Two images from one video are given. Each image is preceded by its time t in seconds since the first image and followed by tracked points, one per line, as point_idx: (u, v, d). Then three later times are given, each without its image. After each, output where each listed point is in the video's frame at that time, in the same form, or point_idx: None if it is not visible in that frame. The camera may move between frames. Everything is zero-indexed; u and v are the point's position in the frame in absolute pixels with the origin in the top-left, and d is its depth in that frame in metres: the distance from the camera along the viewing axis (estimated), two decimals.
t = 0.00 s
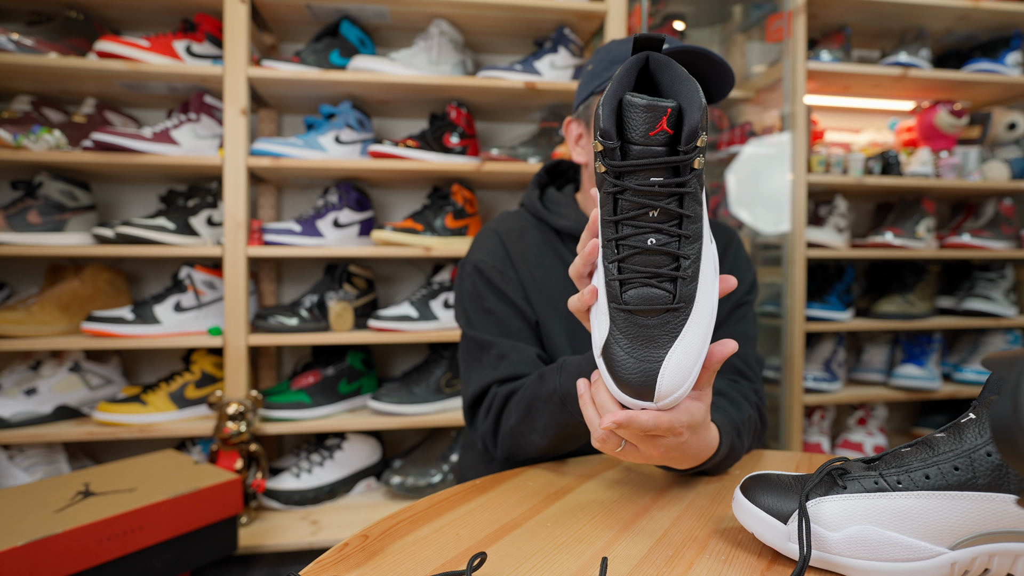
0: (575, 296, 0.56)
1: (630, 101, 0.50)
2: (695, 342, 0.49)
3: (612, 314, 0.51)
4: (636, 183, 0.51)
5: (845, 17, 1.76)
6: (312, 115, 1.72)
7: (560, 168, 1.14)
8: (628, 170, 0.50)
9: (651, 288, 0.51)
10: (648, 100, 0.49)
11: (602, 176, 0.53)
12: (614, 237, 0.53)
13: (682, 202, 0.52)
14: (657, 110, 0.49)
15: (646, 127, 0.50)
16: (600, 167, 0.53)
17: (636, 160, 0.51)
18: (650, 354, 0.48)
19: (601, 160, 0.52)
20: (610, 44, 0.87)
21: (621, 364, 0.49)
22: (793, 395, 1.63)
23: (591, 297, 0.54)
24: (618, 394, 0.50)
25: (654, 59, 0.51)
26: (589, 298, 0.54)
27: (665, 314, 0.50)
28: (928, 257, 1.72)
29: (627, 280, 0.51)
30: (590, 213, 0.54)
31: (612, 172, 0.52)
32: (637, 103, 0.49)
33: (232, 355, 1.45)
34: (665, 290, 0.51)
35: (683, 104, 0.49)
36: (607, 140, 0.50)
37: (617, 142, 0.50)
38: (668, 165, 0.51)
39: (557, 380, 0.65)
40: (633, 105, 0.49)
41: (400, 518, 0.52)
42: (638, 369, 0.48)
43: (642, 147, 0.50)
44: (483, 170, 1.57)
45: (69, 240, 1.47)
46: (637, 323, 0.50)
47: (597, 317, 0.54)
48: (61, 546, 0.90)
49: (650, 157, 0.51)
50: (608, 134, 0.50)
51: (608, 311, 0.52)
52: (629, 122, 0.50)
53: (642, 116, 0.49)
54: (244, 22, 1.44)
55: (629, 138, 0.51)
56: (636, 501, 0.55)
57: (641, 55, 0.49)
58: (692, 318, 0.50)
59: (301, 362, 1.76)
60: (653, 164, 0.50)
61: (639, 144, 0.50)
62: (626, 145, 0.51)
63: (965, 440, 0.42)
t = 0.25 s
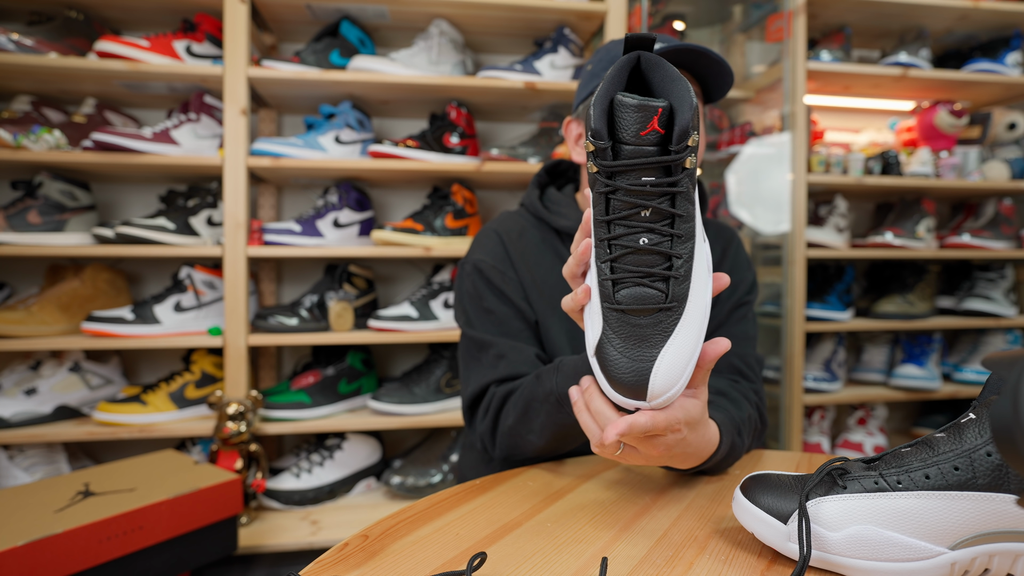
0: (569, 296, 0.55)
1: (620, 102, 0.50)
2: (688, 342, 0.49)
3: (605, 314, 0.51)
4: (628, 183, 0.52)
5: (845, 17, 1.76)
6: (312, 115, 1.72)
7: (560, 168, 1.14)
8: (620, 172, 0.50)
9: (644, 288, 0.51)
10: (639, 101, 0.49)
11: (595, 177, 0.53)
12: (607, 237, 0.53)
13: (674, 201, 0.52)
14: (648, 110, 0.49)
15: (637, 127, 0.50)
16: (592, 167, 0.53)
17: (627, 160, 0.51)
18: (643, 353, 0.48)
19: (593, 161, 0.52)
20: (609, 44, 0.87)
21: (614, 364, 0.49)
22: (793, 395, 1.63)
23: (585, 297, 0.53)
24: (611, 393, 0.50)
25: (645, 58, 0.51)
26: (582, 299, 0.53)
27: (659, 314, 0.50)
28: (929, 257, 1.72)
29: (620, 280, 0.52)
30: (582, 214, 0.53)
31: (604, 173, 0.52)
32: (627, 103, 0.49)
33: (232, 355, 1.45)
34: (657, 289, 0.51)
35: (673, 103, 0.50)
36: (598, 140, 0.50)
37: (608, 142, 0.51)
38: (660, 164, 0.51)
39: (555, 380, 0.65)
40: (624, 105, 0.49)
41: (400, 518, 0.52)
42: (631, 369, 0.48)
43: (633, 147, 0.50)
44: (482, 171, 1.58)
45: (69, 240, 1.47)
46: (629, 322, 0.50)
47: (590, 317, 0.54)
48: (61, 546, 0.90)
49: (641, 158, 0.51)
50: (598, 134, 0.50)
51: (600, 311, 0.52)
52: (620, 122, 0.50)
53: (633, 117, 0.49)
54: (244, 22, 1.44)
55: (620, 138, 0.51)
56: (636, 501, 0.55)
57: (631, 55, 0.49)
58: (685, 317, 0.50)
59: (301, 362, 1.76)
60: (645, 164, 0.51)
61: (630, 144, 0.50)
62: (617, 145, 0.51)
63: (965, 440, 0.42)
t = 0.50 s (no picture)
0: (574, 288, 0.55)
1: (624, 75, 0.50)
2: (705, 329, 0.48)
3: (614, 302, 0.51)
4: (633, 160, 0.52)
5: (845, 17, 1.76)
6: (312, 115, 1.72)
7: (562, 165, 1.13)
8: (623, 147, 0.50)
9: (654, 273, 0.51)
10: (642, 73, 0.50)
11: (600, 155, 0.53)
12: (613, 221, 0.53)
13: (684, 178, 0.53)
14: (653, 80, 0.50)
15: (642, 99, 0.50)
16: (596, 146, 0.53)
17: (633, 135, 0.51)
18: (657, 344, 0.47)
19: (596, 138, 0.53)
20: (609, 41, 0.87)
21: (625, 354, 0.47)
22: (793, 395, 1.63)
23: (592, 286, 0.52)
24: (624, 389, 0.47)
25: (648, 31, 0.52)
26: (589, 289, 0.53)
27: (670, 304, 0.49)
28: (928, 257, 1.72)
29: (629, 266, 0.51)
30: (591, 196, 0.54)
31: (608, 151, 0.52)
32: (631, 75, 0.50)
33: (232, 354, 1.45)
34: (669, 275, 0.51)
35: (679, 74, 0.50)
36: (600, 115, 0.51)
37: (612, 117, 0.51)
38: (666, 139, 0.52)
39: (561, 381, 0.64)
40: (627, 77, 0.50)
41: (400, 517, 0.52)
42: (644, 360, 0.46)
43: (638, 121, 0.51)
44: (483, 171, 1.58)
45: (69, 240, 1.47)
46: (640, 311, 0.49)
47: (598, 307, 0.53)
48: (61, 546, 0.90)
49: (647, 132, 0.51)
50: (601, 108, 0.50)
51: (608, 300, 0.51)
52: (624, 96, 0.51)
53: (636, 89, 0.50)
54: (244, 22, 1.44)
55: (624, 112, 0.51)
56: (636, 501, 0.55)
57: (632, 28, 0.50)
58: (698, 303, 0.50)
59: (301, 362, 1.76)
60: (651, 138, 0.51)
61: (635, 118, 0.51)
62: (621, 120, 0.51)
63: (965, 441, 0.42)
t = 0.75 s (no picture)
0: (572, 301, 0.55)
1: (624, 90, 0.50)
2: (703, 349, 0.49)
3: (611, 319, 0.51)
4: (632, 176, 0.52)
5: (845, 17, 1.76)
6: (312, 115, 1.72)
7: (563, 165, 1.13)
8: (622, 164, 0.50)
9: (653, 291, 0.51)
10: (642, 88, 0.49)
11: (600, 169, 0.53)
12: (612, 237, 0.53)
13: (684, 195, 0.53)
14: (654, 95, 0.49)
15: (642, 114, 0.50)
16: (595, 160, 0.53)
17: (633, 150, 0.51)
18: (655, 363, 0.47)
19: (596, 152, 0.53)
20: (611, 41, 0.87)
21: (621, 373, 0.48)
22: (793, 395, 1.63)
23: (589, 301, 0.53)
24: (621, 406, 0.48)
25: (650, 41, 0.51)
26: (586, 304, 0.53)
27: (668, 321, 0.50)
28: (929, 257, 1.72)
29: (626, 283, 0.51)
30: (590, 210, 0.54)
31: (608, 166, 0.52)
32: (632, 89, 0.49)
33: (232, 354, 1.45)
34: (668, 292, 0.51)
35: (681, 88, 0.49)
36: (600, 130, 0.50)
37: (611, 132, 0.51)
38: (667, 155, 0.51)
39: (559, 389, 0.64)
40: (628, 91, 0.49)
41: (400, 518, 0.52)
42: (641, 379, 0.47)
43: (639, 136, 0.51)
44: (482, 171, 1.58)
45: (69, 240, 1.47)
46: (637, 328, 0.49)
47: (596, 322, 0.53)
48: (62, 546, 0.90)
49: (648, 147, 0.51)
50: (600, 123, 0.50)
51: (606, 316, 0.51)
52: (624, 110, 0.50)
53: (637, 104, 0.49)
54: (244, 22, 1.44)
55: (625, 127, 0.51)
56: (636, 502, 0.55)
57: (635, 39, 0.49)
58: (696, 321, 0.50)
59: (301, 362, 1.76)
60: (651, 154, 0.51)
61: (635, 133, 0.51)
62: (622, 135, 0.51)
63: (965, 440, 0.42)
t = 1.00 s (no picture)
0: (563, 310, 0.55)
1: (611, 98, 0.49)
2: (693, 359, 0.48)
3: (601, 329, 0.51)
4: (620, 185, 0.52)
5: (845, 17, 1.76)
6: (312, 115, 1.72)
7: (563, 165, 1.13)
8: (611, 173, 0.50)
9: (642, 299, 0.50)
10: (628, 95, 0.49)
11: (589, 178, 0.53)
12: (600, 246, 0.53)
13: (673, 204, 0.52)
14: (640, 103, 0.49)
15: (629, 122, 0.49)
16: (583, 168, 0.53)
17: (620, 158, 0.51)
18: (645, 372, 0.47)
19: (583, 161, 0.53)
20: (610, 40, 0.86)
21: (612, 382, 0.48)
22: (793, 395, 1.63)
23: (579, 310, 0.53)
24: (612, 416, 0.48)
25: (637, 47, 0.50)
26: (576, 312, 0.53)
27: (660, 329, 0.49)
28: (928, 257, 1.72)
29: (616, 292, 0.51)
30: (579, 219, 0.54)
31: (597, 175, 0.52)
32: (618, 97, 0.49)
33: (232, 355, 1.45)
34: (658, 301, 0.50)
35: (667, 94, 0.49)
36: (586, 139, 0.50)
37: (598, 141, 0.51)
38: (655, 164, 0.51)
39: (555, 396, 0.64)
40: (614, 99, 0.49)
41: (400, 518, 0.52)
42: (631, 389, 0.47)
43: (626, 144, 0.50)
44: (483, 171, 1.58)
45: (69, 240, 1.47)
46: (627, 338, 0.49)
47: (587, 331, 0.53)
48: (62, 546, 0.90)
49: (635, 155, 0.51)
50: (586, 132, 0.50)
51: (596, 326, 0.51)
52: (611, 118, 0.50)
53: (623, 112, 0.49)
54: (244, 22, 1.44)
55: (611, 135, 0.51)
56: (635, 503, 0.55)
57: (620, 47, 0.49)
58: (686, 330, 0.50)
59: (301, 362, 1.76)
60: (638, 162, 0.51)
61: (622, 141, 0.51)
62: (609, 143, 0.51)
63: (965, 440, 0.42)
